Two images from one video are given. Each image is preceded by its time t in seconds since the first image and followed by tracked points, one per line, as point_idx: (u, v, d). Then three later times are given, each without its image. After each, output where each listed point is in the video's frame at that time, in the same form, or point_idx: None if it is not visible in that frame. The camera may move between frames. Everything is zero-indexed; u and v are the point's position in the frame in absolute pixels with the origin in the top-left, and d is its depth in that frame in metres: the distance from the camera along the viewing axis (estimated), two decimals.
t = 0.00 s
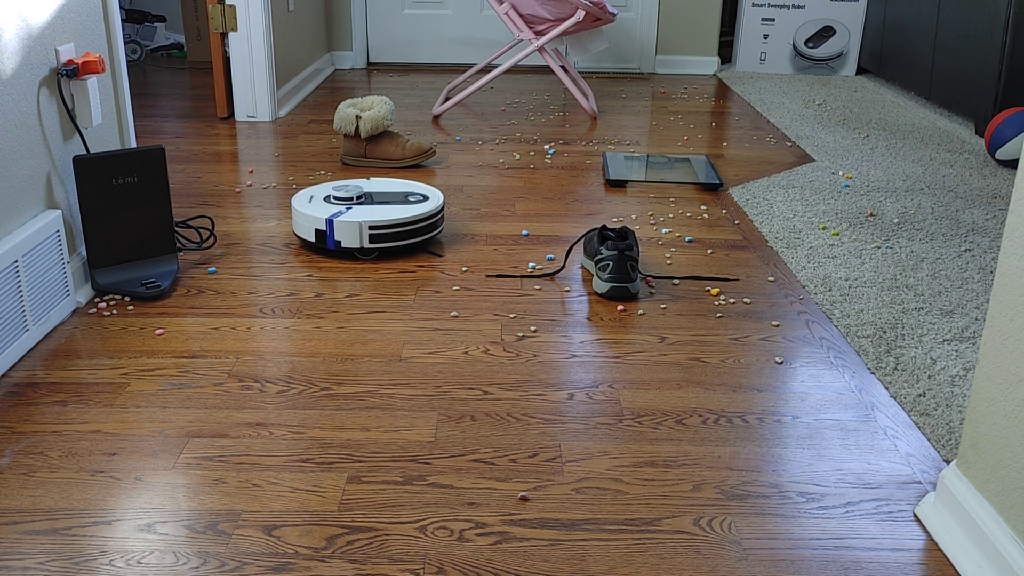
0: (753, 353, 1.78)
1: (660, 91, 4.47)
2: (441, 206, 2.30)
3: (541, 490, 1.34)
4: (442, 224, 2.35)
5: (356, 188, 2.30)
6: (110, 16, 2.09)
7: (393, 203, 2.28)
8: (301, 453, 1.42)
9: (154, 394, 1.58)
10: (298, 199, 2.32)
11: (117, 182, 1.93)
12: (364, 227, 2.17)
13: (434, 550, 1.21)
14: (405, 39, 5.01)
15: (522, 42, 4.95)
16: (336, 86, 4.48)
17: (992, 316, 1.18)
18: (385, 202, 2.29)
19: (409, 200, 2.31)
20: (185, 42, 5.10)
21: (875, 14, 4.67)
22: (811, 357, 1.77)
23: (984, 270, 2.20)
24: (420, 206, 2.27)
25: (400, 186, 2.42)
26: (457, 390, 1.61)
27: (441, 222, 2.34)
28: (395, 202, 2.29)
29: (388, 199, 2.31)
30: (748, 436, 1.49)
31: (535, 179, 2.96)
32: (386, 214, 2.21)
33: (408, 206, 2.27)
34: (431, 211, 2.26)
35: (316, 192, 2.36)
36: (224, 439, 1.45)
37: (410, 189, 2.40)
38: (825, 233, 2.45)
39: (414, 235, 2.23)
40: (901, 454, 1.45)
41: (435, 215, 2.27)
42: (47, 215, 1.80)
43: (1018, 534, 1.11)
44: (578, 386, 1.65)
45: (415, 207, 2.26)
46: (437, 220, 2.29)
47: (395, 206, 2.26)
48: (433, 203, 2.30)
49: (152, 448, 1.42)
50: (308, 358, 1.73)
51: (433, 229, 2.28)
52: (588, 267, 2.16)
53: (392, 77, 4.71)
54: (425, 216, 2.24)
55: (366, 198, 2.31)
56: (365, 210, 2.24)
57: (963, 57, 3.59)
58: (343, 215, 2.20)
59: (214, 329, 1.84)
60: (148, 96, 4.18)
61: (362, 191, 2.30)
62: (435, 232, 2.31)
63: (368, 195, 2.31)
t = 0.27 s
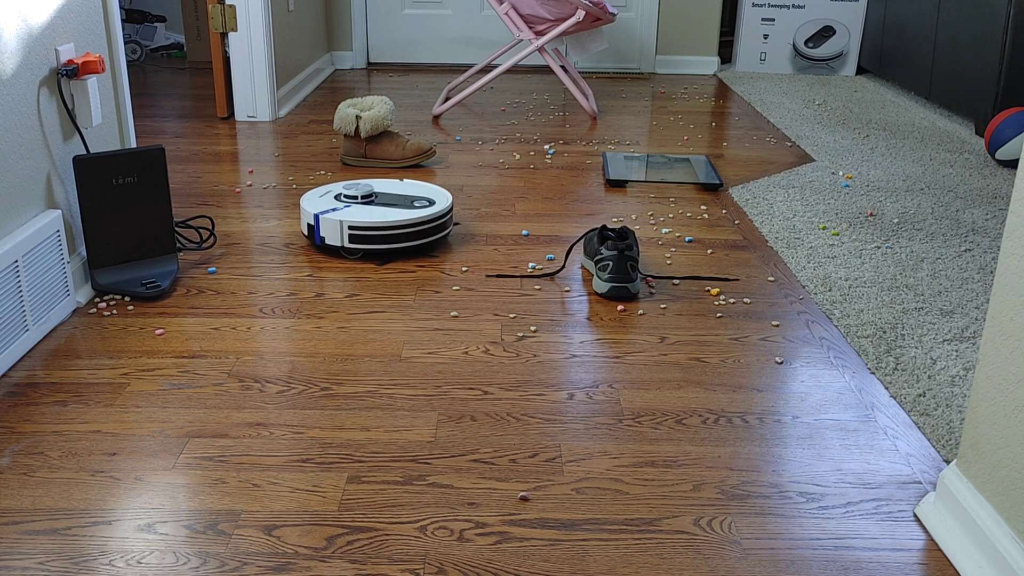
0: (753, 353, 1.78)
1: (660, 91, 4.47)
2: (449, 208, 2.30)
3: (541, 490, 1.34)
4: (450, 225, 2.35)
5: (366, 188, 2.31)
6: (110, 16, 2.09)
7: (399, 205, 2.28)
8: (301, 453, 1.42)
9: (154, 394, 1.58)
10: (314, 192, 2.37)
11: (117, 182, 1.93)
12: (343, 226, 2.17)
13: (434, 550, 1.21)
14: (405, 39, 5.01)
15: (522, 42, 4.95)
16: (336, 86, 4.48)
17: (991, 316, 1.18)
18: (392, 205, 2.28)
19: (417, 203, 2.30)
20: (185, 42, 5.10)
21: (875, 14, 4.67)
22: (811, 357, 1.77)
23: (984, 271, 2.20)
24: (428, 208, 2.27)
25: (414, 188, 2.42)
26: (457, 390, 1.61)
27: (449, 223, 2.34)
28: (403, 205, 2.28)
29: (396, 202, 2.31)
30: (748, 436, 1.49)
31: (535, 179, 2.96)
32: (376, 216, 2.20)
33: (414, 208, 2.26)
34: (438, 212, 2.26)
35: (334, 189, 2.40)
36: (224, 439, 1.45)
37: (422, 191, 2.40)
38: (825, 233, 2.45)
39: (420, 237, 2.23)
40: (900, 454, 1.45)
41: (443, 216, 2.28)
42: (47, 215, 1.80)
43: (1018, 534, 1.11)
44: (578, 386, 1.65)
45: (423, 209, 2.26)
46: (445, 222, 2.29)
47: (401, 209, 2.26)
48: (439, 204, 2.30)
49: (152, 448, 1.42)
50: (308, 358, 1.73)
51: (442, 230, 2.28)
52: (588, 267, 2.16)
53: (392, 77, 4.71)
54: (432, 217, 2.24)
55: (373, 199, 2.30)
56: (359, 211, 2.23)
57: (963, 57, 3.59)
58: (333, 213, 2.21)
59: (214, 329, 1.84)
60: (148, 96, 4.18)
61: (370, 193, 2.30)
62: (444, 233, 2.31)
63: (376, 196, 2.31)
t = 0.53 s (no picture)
0: (753, 353, 1.78)
1: (660, 91, 4.47)
2: (455, 209, 2.30)
3: (541, 490, 1.34)
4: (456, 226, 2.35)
5: (376, 189, 2.31)
6: (110, 16, 2.09)
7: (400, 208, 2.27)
8: (301, 453, 1.42)
9: (154, 394, 1.58)
10: (335, 187, 2.42)
11: (117, 182, 1.93)
12: (326, 223, 2.19)
13: (434, 550, 1.21)
14: (404, 39, 5.01)
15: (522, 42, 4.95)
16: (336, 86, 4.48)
17: (992, 316, 1.18)
18: (399, 207, 2.27)
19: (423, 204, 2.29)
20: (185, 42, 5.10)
21: (875, 14, 4.67)
22: (811, 357, 1.77)
23: (984, 270, 2.20)
24: (433, 210, 2.27)
25: (426, 189, 2.41)
26: (457, 390, 1.61)
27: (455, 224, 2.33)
28: (409, 207, 2.28)
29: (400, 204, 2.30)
30: (748, 436, 1.49)
31: (535, 179, 2.96)
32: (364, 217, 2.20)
33: (419, 210, 2.26)
34: (443, 213, 2.25)
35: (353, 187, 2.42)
36: (224, 439, 1.45)
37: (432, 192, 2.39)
38: (825, 233, 2.45)
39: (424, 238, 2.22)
40: (900, 454, 1.45)
41: (449, 218, 2.27)
42: (47, 215, 1.80)
43: (1018, 534, 1.11)
44: (578, 386, 1.65)
45: (428, 211, 2.26)
46: (451, 223, 2.28)
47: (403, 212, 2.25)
48: (445, 206, 2.30)
49: (152, 448, 1.42)
50: (308, 358, 1.73)
51: (447, 231, 2.28)
52: (588, 267, 2.17)
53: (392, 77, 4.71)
54: (438, 219, 2.24)
55: (379, 201, 2.30)
56: (353, 211, 2.24)
57: (963, 57, 3.59)
58: (327, 210, 2.24)
59: (214, 329, 1.84)
60: (148, 96, 4.18)
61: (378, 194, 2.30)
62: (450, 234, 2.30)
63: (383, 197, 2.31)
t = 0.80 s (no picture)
0: (753, 353, 1.78)
1: (660, 91, 4.47)
2: (460, 212, 2.29)
3: (541, 490, 1.34)
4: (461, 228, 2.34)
5: (383, 189, 2.30)
6: (110, 16, 2.09)
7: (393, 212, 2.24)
8: (301, 453, 1.42)
9: (154, 394, 1.58)
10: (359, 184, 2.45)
11: (117, 182, 1.93)
12: (319, 220, 2.21)
13: (434, 550, 1.21)
14: (404, 39, 5.01)
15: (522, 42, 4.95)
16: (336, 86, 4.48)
17: (992, 316, 1.18)
18: (400, 210, 2.26)
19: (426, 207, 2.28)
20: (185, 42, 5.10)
21: (875, 14, 4.67)
22: (811, 357, 1.77)
23: (984, 270, 2.20)
24: (437, 212, 2.25)
25: (435, 192, 2.40)
26: (457, 390, 1.61)
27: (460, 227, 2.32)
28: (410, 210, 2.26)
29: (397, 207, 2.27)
30: (748, 436, 1.49)
31: (535, 179, 2.96)
32: (348, 218, 2.19)
33: (421, 213, 2.24)
34: (447, 215, 2.24)
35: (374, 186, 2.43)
36: (224, 439, 1.45)
37: (439, 195, 2.38)
38: (825, 233, 2.45)
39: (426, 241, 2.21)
40: (900, 454, 1.46)
41: (453, 221, 2.26)
42: (47, 215, 1.80)
43: (1018, 534, 1.11)
44: (578, 386, 1.65)
45: (432, 214, 2.24)
46: (455, 226, 2.27)
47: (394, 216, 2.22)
48: (449, 208, 2.28)
49: (152, 448, 1.42)
50: (308, 358, 1.73)
51: (452, 234, 2.27)
52: (588, 267, 2.17)
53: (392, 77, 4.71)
54: (441, 222, 2.22)
55: (383, 203, 2.29)
56: (348, 210, 2.25)
57: (963, 57, 3.59)
58: (325, 206, 2.27)
59: (214, 329, 1.84)
60: (148, 96, 4.18)
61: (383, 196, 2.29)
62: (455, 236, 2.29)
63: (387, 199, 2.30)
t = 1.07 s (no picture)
0: (753, 353, 1.78)
1: (660, 91, 4.47)
2: (461, 218, 2.25)
3: (541, 490, 1.34)
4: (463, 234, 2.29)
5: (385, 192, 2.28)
6: (110, 16, 2.09)
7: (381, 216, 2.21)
8: (301, 453, 1.42)
9: (154, 394, 1.58)
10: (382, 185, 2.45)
11: (117, 182, 1.93)
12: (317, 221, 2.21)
13: (434, 550, 1.21)
14: (404, 39, 5.01)
15: (522, 42, 4.95)
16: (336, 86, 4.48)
17: (991, 316, 1.18)
18: (397, 214, 2.23)
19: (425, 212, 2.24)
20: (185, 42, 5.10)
21: (875, 14, 4.67)
22: (811, 357, 1.77)
23: (984, 270, 2.20)
24: (434, 218, 2.21)
25: (443, 198, 2.36)
26: (457, 390, 1.61)
27: (462, 232, 2.28)
28: (407, 214, 2.23)
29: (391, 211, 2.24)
30: (748, 436, 1.49)
31: (535, 179, 2.96)
32: (331, 218, 2.20)
33: (416, 218, 2.20)
34: (446, 221, 2.20)
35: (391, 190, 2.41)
36: (224, 439, 1.45)
37: (446, 200, 2.34)
38: (825, 233, 2.45)
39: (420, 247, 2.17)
40: (900, 454, 1.46)
41: (452, 227, 2.21)
42: (47, 215, 1.80)
43: (1018, 534, 1.11)
44: (578, 386, 1.65)
45: (428, 219, 2.20)
46: (455, 232, 2.23)
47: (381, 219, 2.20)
48: (449, 214, 2.24)
49: (152, 448, 1.42)
50: (308, 358, 1.73)
51: (451, 240, 2.22)
52: (588, 266, 2.17)
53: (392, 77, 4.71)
54: (437, 227, 2.18)
55: (382, 206, 2.27)
56: (342, 210, 2.26)
57: (963, 57, 3.59)
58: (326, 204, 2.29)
59: (214, 329, 1.84)
60: (148, 96, 4.18)
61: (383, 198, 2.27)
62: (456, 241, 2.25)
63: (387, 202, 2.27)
